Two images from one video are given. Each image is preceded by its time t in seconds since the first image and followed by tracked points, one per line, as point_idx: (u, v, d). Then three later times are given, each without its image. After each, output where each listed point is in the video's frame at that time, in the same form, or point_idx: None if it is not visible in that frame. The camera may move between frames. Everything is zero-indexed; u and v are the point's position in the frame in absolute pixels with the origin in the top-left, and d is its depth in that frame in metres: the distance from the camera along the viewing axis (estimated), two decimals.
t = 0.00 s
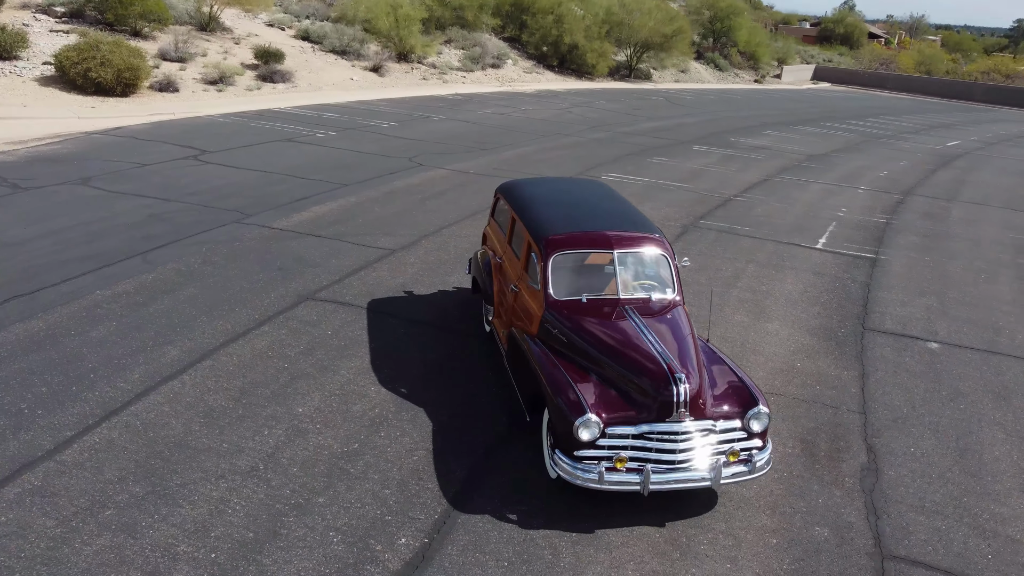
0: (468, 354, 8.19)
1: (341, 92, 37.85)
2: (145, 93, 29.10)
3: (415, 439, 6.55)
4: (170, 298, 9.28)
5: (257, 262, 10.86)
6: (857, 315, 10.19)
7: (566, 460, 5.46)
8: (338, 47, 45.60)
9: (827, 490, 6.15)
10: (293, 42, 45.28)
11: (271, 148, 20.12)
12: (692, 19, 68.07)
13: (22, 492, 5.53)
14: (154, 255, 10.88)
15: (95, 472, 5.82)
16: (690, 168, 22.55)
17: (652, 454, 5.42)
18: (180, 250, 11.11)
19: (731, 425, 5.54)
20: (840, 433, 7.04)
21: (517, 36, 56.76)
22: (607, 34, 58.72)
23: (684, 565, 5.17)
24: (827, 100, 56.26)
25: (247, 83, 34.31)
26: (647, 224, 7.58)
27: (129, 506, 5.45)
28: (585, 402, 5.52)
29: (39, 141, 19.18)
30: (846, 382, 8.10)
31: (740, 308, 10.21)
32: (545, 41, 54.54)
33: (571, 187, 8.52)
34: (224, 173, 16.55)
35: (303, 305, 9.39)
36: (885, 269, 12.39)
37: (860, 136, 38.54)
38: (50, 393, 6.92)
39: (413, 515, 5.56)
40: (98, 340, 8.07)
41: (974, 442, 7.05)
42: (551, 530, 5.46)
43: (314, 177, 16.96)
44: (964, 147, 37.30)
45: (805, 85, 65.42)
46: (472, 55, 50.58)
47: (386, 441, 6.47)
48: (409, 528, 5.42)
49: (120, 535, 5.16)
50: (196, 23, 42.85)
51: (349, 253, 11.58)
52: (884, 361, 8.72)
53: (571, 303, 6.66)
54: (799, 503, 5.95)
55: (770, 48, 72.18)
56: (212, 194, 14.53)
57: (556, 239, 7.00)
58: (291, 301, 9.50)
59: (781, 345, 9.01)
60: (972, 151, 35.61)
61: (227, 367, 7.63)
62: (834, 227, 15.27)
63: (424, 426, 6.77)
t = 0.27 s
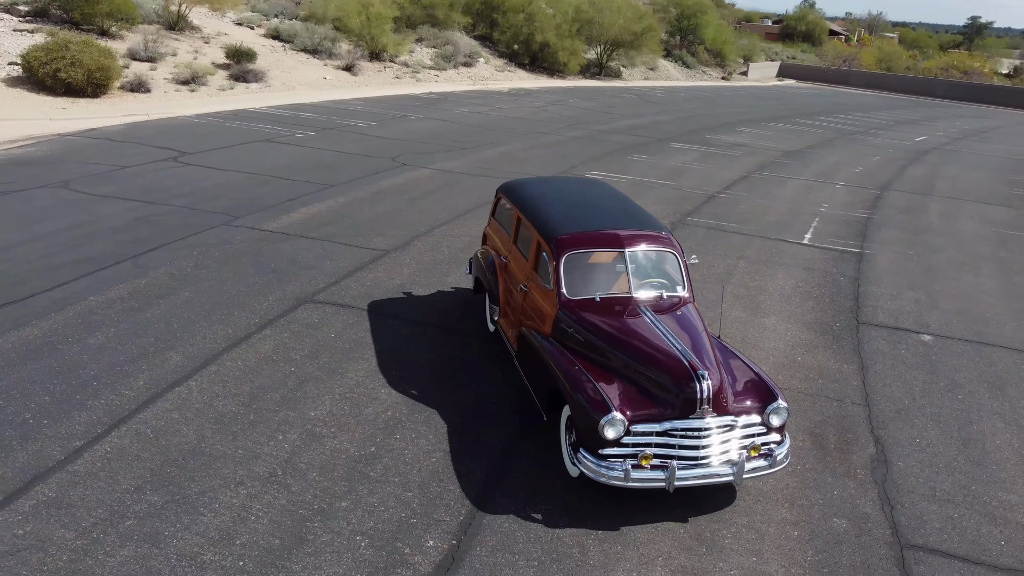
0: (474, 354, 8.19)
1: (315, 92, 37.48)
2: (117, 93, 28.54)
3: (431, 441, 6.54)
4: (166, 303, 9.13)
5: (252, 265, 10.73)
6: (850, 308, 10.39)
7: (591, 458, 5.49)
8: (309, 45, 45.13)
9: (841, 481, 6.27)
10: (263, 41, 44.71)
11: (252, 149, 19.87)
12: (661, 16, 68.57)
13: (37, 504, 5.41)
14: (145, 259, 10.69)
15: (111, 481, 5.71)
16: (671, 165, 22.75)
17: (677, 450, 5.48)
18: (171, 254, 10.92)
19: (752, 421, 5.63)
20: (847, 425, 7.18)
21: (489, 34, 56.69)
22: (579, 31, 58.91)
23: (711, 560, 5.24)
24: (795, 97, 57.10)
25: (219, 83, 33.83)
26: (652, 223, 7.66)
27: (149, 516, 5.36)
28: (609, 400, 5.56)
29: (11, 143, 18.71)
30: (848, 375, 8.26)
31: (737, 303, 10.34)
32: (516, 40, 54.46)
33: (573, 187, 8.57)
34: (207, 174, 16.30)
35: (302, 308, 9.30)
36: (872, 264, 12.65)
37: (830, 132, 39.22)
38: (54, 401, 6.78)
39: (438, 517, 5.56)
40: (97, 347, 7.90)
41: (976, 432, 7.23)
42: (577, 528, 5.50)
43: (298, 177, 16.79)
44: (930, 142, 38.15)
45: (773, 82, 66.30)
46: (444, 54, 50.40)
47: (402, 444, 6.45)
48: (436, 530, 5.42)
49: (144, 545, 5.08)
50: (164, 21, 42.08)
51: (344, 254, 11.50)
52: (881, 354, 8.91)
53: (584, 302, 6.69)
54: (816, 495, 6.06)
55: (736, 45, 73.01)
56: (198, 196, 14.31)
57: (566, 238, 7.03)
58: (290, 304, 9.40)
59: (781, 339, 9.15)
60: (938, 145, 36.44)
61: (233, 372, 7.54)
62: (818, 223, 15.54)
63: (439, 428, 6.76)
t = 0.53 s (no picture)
0: (482, 354, 8.19)
1: (288, 90, 37.03)
2: (86, 94, 27.91)
3: (449, 442, 6.53)
4: (163, 307, 8.97)
5: (246, 267, 10.58)
6: (842, 302, 10.60)
7: (617, 457, 5.54)
8: (279, 44, 44.57)
9: (854, 472, 6.42)
10: (232, 39, 44.03)
11: (231, 149, 19.58)
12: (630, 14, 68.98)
13: (55, 517, 5.29)
14: (135, 263, 10.48)
15: (129, 491, 5.60)
16: (650, 163, 22.94)
17: (700, 447, 5.56)
18: (161, 258, 10.73)
19: (773, 415, 5.72)
20: (853, 418, 7.34)
21: (458, 32, 56.51)
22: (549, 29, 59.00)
23: (739, 553, 5.32)
24: (763, 94, 57.90)
25: (190, 82, 33.25)
26: (659, 221, 7.74)
27: (173, 525, 5.28)
28: (634, 399, 5.61)
29: None
30: (848, 368, 8.43)
31: (732, 298, 10.49)
32: (486, 37, 54.18)
33: (577, 186, 8.61)
34: (189, 175, 16.03)
35: (302, 311, 9.21)
36: (857, 258, 12.92)
37: (799, 128, 39.87)
38: (60, 411, 6.62)
39: (464, 519, 5.56)
40: (98, 354, 7.74)
41: (976, 422, 7.44)
42: (604, 526, 5.54)
43: (282, 177, 16.58)
44: (895, 138, 39.02)
45: (740, 79, 67.12)
46: (414, 52, 50.15)
47: (420, 445, 6.43)
48: (464, 531, 5.42)
49: (170, 556, 5.00)
50: (129, 19, 41.21)
51: (338, 255, 11.40)
52: (877, 346, 9.11)
53: (599, 302, 6.75)
54: (831, 487, 6.19)
55: (702, 43, 73.78)
56: (182, 198, 14.07)
57: (577, 238, 7.08)
58: (290, 307, 9.30)
59: (779, 333, 9.30)
60: (904, 141, 37.27)
61: (241, 376, 7.44)
62: (800, 219, 15.81)
63: (455, 429, 6.75)
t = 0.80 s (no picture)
0: (489, 355, 8.19)
1: (257, 90, 36.46)
2: (51, 94, 27.17)
3: (468, 444, 6.52)
4: (160, 313, 8.79)
5: (240, 271, 10.42)
6: (833, 296, 10.81)
7: (644, 454, 5.59)
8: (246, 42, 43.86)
9: (866, 464, 6.56)
10: (197, 38, 43.21)
11: (208, 150, 19.23)
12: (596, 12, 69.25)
13: (77, 532, 5.16)
14: (125, 268, 10.25)
15: (149, 503, 5.49)
16: (629, 161, 23.11)
17: (724, 443, 5.62)
18: (151, 263, 10.50)
19: (793, 410, 5.81)
20: (858, 410, 7.50)
21: (426, 31, 56.22)
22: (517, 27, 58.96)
23: (767, 547, 5.41)
24: (729, 90, 58.59)
25: (158, 82, 32.57)
26: (667, 219, 7.81)
27: (200, 536, 5.19)
28: (659, 396, 5.66)
29: None
30: (847, 361, 8.61)
31: (727, 294, 10.63)
32: (453, 35, 53.74)
33: (580, 184, 8.64)
34: (169, 177, 15.70)
35: (303, 314, 9.09)
36: (842, 253, 13.18)
37: (767, 124, 40.48)
38: (68, 422, 6.45)
39: (493, 521, 5.56)
40: (98, 362, 7.55)
41: (975, 412, 7.65)
42: (632, 524, 5.58)
43: (264, 178, 16.33)
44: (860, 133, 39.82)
45: (706, 76, 67.82)
46: (382, 50, 49.73)
47: (440, 448, 6.41)
48: (494, 534, 5.42)
49: (201, 567, 4.91)
50: (90, 18, 40.18)
51: (331, 257, 11.29)
52: (872, 339, 9.31)
53: (614, 301, 6.78)
54: (846, 478, 6.33)
55: (667, 41, 74.46)
56: (165, 200, 13.79)
57: (589, 237, 7.11)
58: (289, 310, 9.18)
59: (777, 328, 9.46)
60: (869, 136, 38.05)
61: (249, 382, 7.33)
62: (782, 215, 16.07)
63: (472, 431, 6.74)
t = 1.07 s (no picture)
0: (497, 356, 8.20)
1: (225, 89, 35.86)
2: (14, 96, 26.39)
3: (487, 446, 6.52)
4: (158, 320, 8.61)
5: (234, 275, 10.26)
6: (824, 291, 11.03)
7: (670, 451, 5.66)
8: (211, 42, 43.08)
9: (877, 455, 6.72)
10: (160, 37, 42.31)
11: (184, 152, 18.87)
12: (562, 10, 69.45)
13: (102, 547, 5.04)
14: (115, 274, 10.02)
15: (173, 513, 5.40)
16: (606, 159, 23.25)
17: (748, 438, 5.72)
18: (141, 268, 10.28)
19: (812, 404, 5.93)
20: (863, 402, 7.67)
21: (392, 29, 55.81)
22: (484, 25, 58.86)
23: (793, 540, 5.52)
24: (695, 87, 59.19)
25: (123, 83, 31.86)
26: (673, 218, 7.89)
27: (228, 547, 5.11)
28: (683, 394, 5.74)
29: None
30: (846, 354, 8.80)
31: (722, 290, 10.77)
32: (420, 34, 53.35)
33: (583, 184, 8.69)
34: (148, 179, 15.38)
35: (304, 318, 8.99)
36: (826, 248, 13.44)
37: (736, 121, 41.02)
38: (77, 434, 6.29)
39: (522, 522, 5.57)
40: (100, 372, 7.38)
41: (973, 403, 7.88)
42: (659, 521, 5.65)
43: (245, 179, 16.09)
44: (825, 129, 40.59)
45: (672, 73, 68.43)
46: (348, 49, 49.26)
47: (460, 451, 6.40)
48: (525, 535, 5.43)
49: None
50: (48, 17, 39.07)
51: (325, 260, 11.18)
52: (867, 332, 9.52)
53: (629, 300, 6.85)
54: (860, 469, 6.47)
55: (630, 38, 75.02)
56: (147, 204, 13.50)
57: (601, 236, 7.16)
58: (289, 315, 9.07)
59: (775, 323, 9.62)
60: (834, 132, 38.79)
61: (258, 388, 7.23)
62: (764, 211, 16.33)
63: (489, 432, 6.75)
